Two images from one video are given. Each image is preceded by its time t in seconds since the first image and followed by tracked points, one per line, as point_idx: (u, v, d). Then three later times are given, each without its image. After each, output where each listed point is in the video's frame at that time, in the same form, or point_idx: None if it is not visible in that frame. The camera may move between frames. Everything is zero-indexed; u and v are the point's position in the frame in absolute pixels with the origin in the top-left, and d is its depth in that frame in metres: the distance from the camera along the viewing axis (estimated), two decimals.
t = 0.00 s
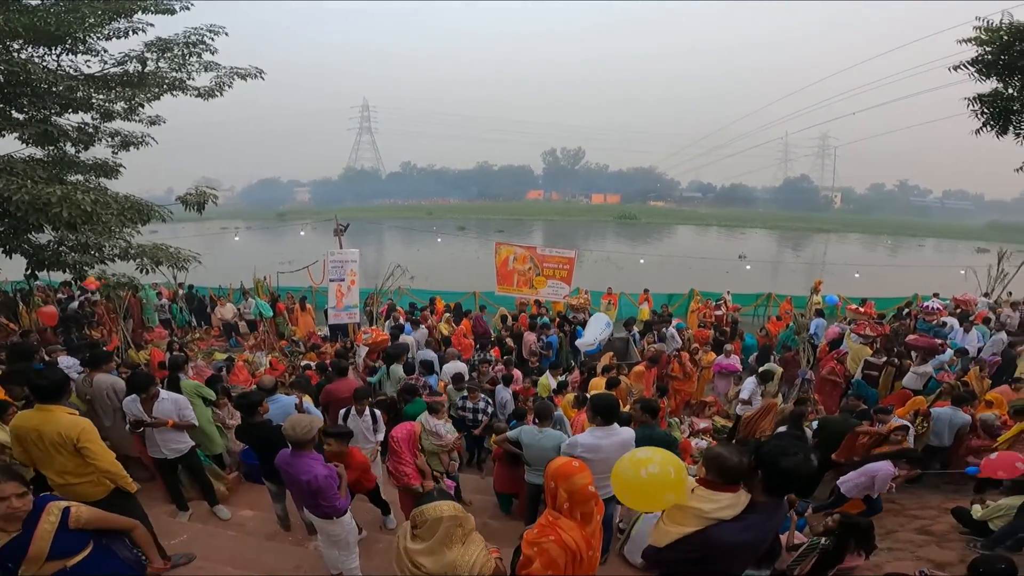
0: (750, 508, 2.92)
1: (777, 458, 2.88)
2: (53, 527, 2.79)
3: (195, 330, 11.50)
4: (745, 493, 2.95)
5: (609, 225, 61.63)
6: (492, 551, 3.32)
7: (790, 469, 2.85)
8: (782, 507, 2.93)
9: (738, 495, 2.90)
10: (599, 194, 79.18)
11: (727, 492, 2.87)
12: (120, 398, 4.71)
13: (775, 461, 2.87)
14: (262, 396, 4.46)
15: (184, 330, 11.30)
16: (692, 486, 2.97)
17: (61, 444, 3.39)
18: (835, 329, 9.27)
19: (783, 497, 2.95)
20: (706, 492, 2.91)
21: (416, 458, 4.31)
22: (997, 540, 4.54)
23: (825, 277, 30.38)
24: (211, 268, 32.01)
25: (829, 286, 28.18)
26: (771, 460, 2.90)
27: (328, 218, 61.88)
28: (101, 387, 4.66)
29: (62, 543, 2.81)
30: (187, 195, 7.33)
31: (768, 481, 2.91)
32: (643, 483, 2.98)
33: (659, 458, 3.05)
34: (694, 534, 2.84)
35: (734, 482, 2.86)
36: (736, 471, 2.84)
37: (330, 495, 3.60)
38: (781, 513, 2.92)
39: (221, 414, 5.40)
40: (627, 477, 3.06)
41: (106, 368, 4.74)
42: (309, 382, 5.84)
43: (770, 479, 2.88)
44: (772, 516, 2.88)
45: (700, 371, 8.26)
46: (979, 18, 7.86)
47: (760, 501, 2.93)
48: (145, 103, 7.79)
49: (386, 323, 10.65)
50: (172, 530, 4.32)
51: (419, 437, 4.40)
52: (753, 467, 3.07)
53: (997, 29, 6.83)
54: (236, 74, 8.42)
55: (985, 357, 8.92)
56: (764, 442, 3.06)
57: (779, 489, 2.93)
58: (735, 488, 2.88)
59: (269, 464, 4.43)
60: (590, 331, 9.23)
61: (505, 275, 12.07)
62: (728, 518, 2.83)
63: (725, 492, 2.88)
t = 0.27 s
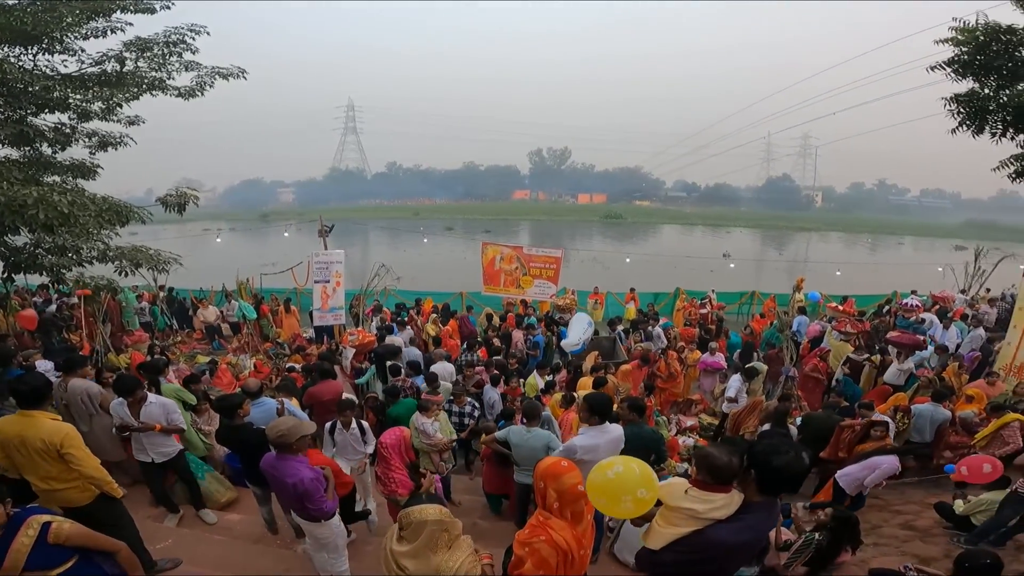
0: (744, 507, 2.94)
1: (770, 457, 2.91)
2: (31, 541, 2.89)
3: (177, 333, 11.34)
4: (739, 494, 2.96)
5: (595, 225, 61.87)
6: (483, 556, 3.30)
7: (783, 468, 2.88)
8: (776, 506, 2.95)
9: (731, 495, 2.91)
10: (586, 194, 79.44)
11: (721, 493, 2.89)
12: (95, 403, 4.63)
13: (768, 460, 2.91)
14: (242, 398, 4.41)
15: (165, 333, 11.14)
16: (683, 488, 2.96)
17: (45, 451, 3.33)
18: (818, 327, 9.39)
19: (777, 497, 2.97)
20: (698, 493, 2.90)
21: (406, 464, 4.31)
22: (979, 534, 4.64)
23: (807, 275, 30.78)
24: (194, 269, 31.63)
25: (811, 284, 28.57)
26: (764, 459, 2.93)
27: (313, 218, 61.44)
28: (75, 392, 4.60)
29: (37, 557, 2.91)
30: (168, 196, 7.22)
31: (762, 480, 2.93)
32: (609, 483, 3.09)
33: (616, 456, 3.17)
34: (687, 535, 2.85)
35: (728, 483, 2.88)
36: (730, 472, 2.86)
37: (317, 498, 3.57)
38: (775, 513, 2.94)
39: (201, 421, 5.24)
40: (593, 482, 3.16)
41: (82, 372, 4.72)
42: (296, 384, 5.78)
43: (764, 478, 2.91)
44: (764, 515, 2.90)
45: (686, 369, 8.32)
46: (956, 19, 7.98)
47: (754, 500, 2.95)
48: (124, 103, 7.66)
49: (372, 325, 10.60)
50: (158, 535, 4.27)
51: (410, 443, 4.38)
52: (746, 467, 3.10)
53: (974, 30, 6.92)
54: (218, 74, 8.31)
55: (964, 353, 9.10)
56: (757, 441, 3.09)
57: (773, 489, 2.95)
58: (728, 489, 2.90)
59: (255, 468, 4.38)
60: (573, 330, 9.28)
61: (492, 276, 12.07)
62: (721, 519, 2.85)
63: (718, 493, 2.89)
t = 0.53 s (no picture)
0: (733, 507, 2.97)
1: (756, 456, 2.94)
2: (14, 557, 2.92)
3: (157, 337, 11.16)
4: (727, 495, 2.99)
5: (580, 225, 62.14)
6: (472, 556, 3.30)
7: (770, 467, 2.90)
8: (764, 504, 2.98)
9: (719, 497, 2.93)
10: (571, 194, 79.70)
11: (709, 496, 2.91)
12: (66, 409, 4.56)
13: (754, 459, 2.93)
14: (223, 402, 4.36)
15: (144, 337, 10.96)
16: (672, 492, 2.97)
17: (26, 456, 3.27)
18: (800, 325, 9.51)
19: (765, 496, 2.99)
20: (686, 496, 2.91)
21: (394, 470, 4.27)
22: (960, 529, 4.72)
23: (788, 274, 31.19)
24: (175, 271, 31.21)
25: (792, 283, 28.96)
26: (750, 459, 2.95)
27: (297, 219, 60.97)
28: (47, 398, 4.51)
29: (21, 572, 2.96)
30: (146, 197, 7.11)
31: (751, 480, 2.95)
32: (609, 504, 2.94)
33: (613, 473, 3.04)
34: (678, 537, 2.87)
35: (715, 486, 2.89)
36: (717, 475, 2.88)
37: (300, 502, 3.54)
38: (765, 512, 2.96)
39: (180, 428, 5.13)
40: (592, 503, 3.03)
41: (56, 378, 4.62)
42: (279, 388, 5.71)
43: (751, 479, 2.92)
44: (751, 514, 2.93)
45: (672, 369, 8.36)
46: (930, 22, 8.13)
47: (743, 500, 2.98)
48: (101, 103, 7.53)
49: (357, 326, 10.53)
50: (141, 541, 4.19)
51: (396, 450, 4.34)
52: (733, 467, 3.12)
53: (949, 31, 6.99)
54: (198, 74, 8.19)
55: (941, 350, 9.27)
56: (742, 440, 3.12)
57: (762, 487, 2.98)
58: (716, 491, 2.92)
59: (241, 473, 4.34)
60: (556, 331, 9.40)
61: (478, 276, 12.05)
62: (710, 519, 2.86)
63: (706, 496, 2.91)
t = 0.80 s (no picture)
0: (720, 507, 2.99)
1: (741, 454, 2.97)
2: None
3: (138, 339, 11.01)
4: (713, 495, 3.01)
5: (568, 225, 62.27)
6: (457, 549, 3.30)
7: (756, 466, 2.93)
8: (751, 503, 3.01)
9: (706, 498, 2.96)
10: (558, 194, 79.86)
11: (697, 498, 2.93)
12: (45, 412, 4.49)
13: (740, 459, 2.96)
14: (206, 403, 4.31)
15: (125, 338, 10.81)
16: (660, 494, 2.98)
17: (8, 459, 3.22)
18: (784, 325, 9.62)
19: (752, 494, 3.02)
20: (674, 499, 2.93)
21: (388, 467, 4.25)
22: (942, 525, 4.80)
23: (772, 274, 31.51)
24: (158, 272, 30.79)
25: (776, 282, 29.25)
26: (736, 459, 2.98)
27: (283, 219, 60.46)
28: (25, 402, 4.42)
29: None
30: (126, 197, 7.01)
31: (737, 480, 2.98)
32: (593, 513, 2.91)
33: (600, 481, 3.00)
34: (667, 538, 2.88)
35: (702, 487, 2.92)
36: (703, 476, 2.90)
37: (286, 505, 3.52)
38: (752, 510, 2.99)
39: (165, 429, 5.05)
40: (578, 509, 3.00)
41: (35, 380, 4.55)
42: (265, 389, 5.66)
43: (737, 477, 2.95)
44: (739, 513, 2.95)
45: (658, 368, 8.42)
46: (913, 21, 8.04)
47: (730, 499, 3.01)
48: (81, 102, 7.41)
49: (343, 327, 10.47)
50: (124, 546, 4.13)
51: (386, 449, 4.31)
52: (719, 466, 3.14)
53: (929, 33, 6.62)
54: (181, 72, 8.09)
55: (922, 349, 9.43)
56: (727, 440, 3.15)
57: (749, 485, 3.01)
58: (703, 492, 2.94)
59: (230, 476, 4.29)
60: (540, 333, 9.17)
61: (465, 276, 12.03)
62: (698, 521, 2.88)
63: (694, 496, 2.93)
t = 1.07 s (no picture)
0: (709, 506, 3.01)
1: (728, 453, 2.98)
2: None
3: (122, 340, 10.88)
4: (703, 494, 3.03)
5: (557, 224, 62.35)
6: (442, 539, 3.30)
7: (743, 464, 2.95)
8: (739, 501, 3.03)
9: (695, 497, 2.97)
10: (548, 194, 79.99)
11: (686, 497, 2.95)
12: (28, 416, 4.43)
13: (728, 457, 2.97)
14: (192, 404, 4.24)
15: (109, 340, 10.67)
16: (649, 495, 2.99)
17: None
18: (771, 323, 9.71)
19: (740, 492, 3.04)
20: (664, 499, 2.94)
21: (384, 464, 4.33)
22: (928, 521, 4.85)
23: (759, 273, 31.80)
24: (142, 272, 30.42)
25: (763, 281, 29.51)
26: (724, 458, 2.99)
27: (270, 219, 60.02)
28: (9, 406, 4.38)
29: None
30: (109, 197, 6.93)
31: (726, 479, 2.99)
32: (571, 532, 2.85)
33: (575, 500, 2.88)
34: (660, 538, 2.89)
35: (690, 486, 2.93)
36: (692, 476, 2.92)
37: (277, 508, 3.48)
38: (740, 508, 3.01)
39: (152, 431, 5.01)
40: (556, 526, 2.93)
41: (17, 384, 4.48)
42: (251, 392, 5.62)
43: (727, 475, 2.96)
44: (728, 511, 2.96)
45: (647, 367, 8.46)
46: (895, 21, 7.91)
47: (718, 498, 3.03)
48: (63, 101, 7.30)
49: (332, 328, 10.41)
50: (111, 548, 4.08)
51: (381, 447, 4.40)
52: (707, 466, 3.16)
53: (912, 33, 6.42)
54: (165, 71, 8.00)
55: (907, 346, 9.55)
56: (714, 439, 3.17)
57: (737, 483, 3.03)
58: (692, 491, 2.96)
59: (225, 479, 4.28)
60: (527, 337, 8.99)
61: (454, 276, 12.02)
62: (688, 519, 2.90)
63: (682, 496, 2.94)
